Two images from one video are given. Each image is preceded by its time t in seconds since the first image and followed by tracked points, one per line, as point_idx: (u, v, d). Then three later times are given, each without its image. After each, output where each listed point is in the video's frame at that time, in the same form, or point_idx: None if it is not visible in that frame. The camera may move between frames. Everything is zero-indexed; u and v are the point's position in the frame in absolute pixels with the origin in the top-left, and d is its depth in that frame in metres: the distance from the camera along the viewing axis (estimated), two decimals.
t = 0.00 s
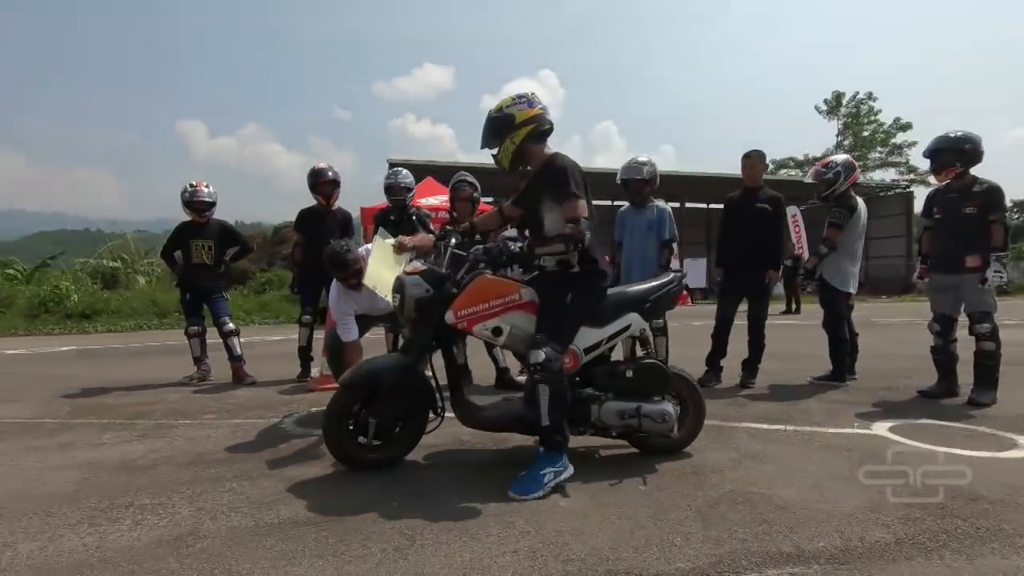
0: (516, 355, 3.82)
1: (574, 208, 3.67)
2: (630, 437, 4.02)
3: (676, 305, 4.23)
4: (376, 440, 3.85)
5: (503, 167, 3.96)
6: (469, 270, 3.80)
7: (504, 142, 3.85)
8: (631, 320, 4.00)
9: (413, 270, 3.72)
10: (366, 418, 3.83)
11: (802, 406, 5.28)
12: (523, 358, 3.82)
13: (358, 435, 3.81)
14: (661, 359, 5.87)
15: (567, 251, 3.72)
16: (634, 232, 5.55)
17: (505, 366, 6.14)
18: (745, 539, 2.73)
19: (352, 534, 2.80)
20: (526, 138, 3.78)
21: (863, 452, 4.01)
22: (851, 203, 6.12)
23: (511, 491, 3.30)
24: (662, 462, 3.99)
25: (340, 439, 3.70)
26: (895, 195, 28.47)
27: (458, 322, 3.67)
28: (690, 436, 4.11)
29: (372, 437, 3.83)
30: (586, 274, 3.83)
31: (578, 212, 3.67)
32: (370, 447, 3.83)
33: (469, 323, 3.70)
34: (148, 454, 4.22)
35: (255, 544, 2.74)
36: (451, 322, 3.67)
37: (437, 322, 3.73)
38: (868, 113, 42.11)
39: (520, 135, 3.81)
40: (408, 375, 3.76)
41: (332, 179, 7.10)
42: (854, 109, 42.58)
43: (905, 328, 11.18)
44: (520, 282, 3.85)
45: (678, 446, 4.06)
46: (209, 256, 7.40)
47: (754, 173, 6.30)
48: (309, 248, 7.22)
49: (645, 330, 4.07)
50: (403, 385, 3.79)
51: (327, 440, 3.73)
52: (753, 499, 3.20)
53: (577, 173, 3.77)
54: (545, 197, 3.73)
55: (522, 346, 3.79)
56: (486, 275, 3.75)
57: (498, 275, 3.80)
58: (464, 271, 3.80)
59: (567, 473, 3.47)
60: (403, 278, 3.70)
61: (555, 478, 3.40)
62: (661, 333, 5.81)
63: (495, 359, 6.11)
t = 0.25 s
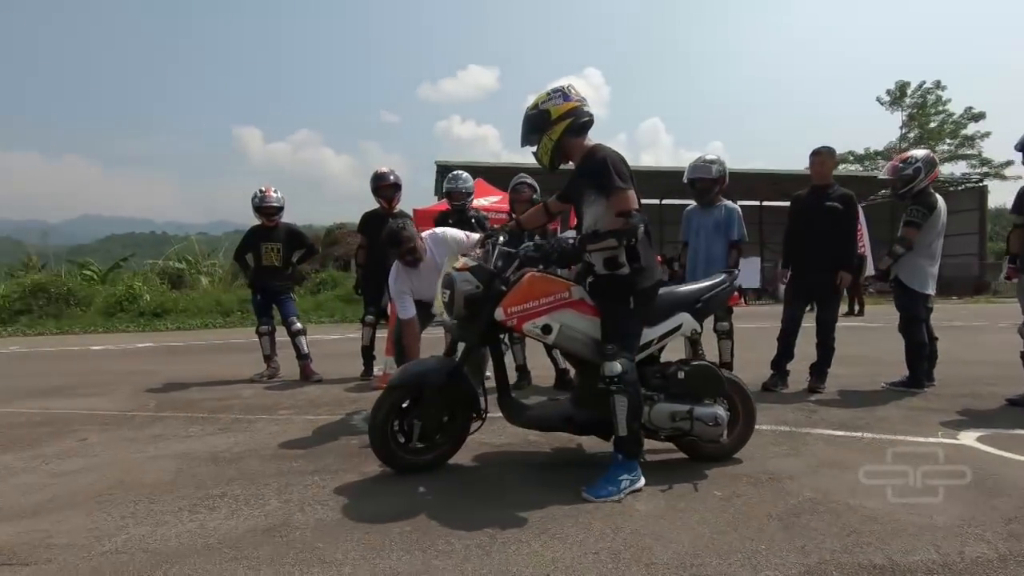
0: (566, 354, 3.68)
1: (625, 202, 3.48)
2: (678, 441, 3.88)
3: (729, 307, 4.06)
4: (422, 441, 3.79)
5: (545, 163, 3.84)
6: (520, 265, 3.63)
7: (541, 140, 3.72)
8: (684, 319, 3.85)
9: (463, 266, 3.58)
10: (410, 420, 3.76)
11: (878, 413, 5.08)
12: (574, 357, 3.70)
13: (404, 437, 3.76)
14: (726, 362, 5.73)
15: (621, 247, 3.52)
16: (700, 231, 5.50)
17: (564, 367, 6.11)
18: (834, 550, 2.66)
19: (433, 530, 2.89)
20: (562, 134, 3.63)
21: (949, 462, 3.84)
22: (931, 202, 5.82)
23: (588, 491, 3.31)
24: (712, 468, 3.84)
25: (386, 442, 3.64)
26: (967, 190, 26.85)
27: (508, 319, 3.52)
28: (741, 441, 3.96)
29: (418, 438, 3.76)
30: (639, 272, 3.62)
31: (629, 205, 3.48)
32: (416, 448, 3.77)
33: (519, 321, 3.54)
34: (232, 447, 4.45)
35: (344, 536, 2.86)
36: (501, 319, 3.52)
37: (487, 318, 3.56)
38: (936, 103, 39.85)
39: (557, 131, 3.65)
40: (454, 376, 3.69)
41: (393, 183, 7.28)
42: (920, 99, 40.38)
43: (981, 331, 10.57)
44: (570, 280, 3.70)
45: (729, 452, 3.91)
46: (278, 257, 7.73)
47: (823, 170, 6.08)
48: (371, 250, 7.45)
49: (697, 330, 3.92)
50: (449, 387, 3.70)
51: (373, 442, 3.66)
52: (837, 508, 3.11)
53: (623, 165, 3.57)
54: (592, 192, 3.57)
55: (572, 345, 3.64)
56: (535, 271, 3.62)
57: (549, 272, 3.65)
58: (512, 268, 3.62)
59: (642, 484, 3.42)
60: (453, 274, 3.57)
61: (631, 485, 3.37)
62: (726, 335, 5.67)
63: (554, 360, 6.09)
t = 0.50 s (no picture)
0: (640, 356, 3.61)
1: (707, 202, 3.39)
2: (758, 448, 3.73)
3: (811, 311, 3.90)
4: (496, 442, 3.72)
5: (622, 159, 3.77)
6: (595, 266, 3.59)
7: (619, 136, 3.64)
8: (764, 323, 3.72)
9: (539, 266, 3.58)
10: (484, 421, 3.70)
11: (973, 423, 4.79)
12: (648, 360, 3.62)
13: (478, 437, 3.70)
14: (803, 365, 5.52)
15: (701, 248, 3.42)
16: (777, 230, 5.34)
17: (631, 368, 5.99)
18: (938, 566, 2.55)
19: (518, 528, 2.95)
20: (643, 132, 3.54)
21: None
22: None
23: (669, 497, 3.26)
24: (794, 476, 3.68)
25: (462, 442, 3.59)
26: None
27: (583, 320, 3.47)
28: (824, 449, 3.78)
29: (492, 439, 3.70)
30: (717, 274, 3.51)
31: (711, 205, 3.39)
32: (491, 448, 3.71)
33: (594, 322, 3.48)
34: (315, 441, 4.67)
35: (433, 530, 2.97)
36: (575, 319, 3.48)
37: (562, 318, 3.54)
38: None
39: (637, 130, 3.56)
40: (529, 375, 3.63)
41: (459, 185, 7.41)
42: (1006, 85, 37.50)
43: None
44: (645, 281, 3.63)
45: (812, 460, 3.74)
46: (348, 259, 8.02)
47: (910, 164, 5.73)
48: (437, 251, 7.60)
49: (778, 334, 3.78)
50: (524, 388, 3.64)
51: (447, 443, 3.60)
52: (937, 522, 2.97)
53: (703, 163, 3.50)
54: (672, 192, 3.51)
55: (647, 347, 3.56)
56: (611, 271, 3.56)
57: (624, 272, 3.59)
58: (587, 270, 3.60)
59: (723, 488, 3.36)
60: (529, 274, 3.57)
61: (713, 490, 3.31)
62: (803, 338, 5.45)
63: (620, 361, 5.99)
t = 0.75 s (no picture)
0: (736, 358, 3.52)
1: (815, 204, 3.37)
2: (865, 457, 3.53)
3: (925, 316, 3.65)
4: (585, 441, 3.73)
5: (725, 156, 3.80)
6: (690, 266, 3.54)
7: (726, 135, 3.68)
8: (872, 326, 3.52)
9: (632, 266, 3.58)
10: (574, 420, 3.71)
11: None
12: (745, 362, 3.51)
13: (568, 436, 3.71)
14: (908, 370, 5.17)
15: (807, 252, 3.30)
16: (878, 225, 5.03)
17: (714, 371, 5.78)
18: None
19: (614, 527, 2.96)
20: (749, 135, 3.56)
21: None
22: None
23: (768, 502, 3.16)
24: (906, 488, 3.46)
25: (553, 441, 3.62)
26: None
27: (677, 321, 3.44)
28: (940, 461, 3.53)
29: (582, 438, 3.71)
30: (826, 276, 3.40)
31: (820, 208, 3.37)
32: (580, 447, 3.71)
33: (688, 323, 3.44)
34: (406, 435, 4.85)
35: (530, 524, 3.02)
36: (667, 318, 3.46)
37: (655, 318, 3.51)
38: None
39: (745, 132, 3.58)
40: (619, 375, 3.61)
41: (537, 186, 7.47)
42: None
43: None
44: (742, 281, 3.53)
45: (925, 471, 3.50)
46: (428, 260, 8.26)
47: None
48: (515, 250, 7.69)
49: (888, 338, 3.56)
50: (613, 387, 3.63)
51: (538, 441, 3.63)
52: None
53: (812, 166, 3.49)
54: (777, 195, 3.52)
55: (744, 349, 3.46)
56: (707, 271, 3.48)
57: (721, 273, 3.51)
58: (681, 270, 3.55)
59: (824, 492, 3.23)
60: (622, 274, 3.58)
61: (815, 494, 3.19)
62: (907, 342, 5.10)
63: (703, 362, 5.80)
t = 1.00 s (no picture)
0: (806, 360, 3.36)
1: (886, 196, 3.24)
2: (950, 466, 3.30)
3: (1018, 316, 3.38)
4: (647, 442, 3.67)
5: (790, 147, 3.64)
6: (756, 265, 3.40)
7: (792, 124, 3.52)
8: (958, 327, 3.29)
9: (695, 264, 3.48)
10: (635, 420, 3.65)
11: None
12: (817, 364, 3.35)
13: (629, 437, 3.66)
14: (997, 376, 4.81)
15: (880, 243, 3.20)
16: (962, 220, 4.72)
17: (779, 373, 5.55)
18: None
19: (678, 530, 2.90)
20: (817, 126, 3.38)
21: None
22: None
23: (849, 497, 3.08)
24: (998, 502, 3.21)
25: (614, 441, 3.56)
26: None
27: (742, 321, 3.31)
28: None
29: (643, 438, 3.65)
30: (897, 264, 3.30)
31: (892, 200, 3.22)
32: (642, 448, 3.65)
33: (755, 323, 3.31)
34: (464, 432, 4.92)
35: (591, 524, 3.00)
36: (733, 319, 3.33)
37: (719, 318, 3.39)
38: None
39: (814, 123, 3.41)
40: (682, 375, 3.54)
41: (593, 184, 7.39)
42: None
43: None
44: (813, 280, 3.37)
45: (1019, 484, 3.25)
46: (484, 260, 8.33)
47: None
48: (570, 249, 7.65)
49: (977, 340, 3.31)
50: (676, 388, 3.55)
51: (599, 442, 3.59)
52: None
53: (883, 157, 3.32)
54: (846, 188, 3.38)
55: (816, 350, 3.29)
56: (774, 270, 3.34)
57: (790, 271, 3.36)
58: (746, 269, 3.42)
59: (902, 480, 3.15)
60: (683, 273, 3.48)
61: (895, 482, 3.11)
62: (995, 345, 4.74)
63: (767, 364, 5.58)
